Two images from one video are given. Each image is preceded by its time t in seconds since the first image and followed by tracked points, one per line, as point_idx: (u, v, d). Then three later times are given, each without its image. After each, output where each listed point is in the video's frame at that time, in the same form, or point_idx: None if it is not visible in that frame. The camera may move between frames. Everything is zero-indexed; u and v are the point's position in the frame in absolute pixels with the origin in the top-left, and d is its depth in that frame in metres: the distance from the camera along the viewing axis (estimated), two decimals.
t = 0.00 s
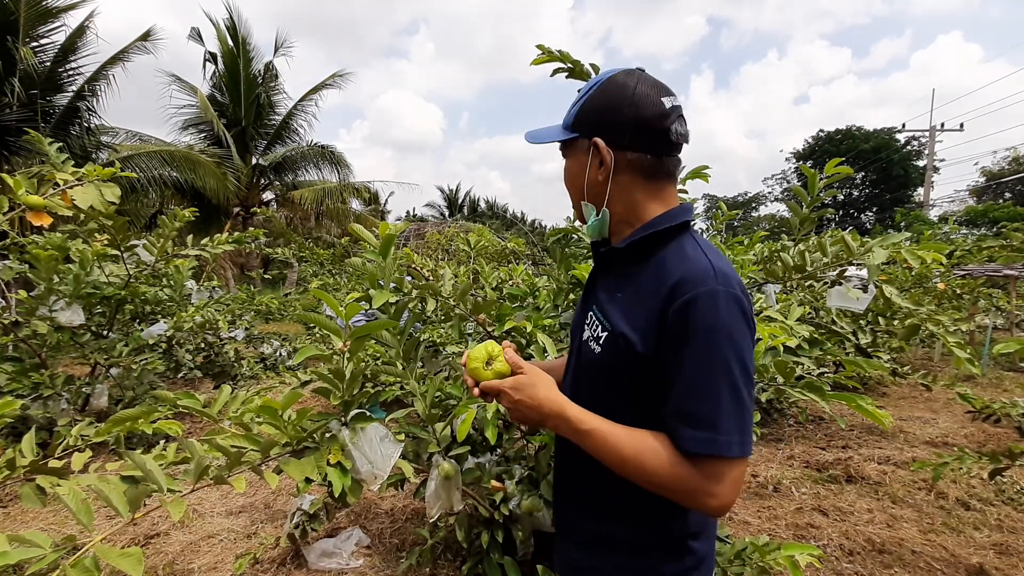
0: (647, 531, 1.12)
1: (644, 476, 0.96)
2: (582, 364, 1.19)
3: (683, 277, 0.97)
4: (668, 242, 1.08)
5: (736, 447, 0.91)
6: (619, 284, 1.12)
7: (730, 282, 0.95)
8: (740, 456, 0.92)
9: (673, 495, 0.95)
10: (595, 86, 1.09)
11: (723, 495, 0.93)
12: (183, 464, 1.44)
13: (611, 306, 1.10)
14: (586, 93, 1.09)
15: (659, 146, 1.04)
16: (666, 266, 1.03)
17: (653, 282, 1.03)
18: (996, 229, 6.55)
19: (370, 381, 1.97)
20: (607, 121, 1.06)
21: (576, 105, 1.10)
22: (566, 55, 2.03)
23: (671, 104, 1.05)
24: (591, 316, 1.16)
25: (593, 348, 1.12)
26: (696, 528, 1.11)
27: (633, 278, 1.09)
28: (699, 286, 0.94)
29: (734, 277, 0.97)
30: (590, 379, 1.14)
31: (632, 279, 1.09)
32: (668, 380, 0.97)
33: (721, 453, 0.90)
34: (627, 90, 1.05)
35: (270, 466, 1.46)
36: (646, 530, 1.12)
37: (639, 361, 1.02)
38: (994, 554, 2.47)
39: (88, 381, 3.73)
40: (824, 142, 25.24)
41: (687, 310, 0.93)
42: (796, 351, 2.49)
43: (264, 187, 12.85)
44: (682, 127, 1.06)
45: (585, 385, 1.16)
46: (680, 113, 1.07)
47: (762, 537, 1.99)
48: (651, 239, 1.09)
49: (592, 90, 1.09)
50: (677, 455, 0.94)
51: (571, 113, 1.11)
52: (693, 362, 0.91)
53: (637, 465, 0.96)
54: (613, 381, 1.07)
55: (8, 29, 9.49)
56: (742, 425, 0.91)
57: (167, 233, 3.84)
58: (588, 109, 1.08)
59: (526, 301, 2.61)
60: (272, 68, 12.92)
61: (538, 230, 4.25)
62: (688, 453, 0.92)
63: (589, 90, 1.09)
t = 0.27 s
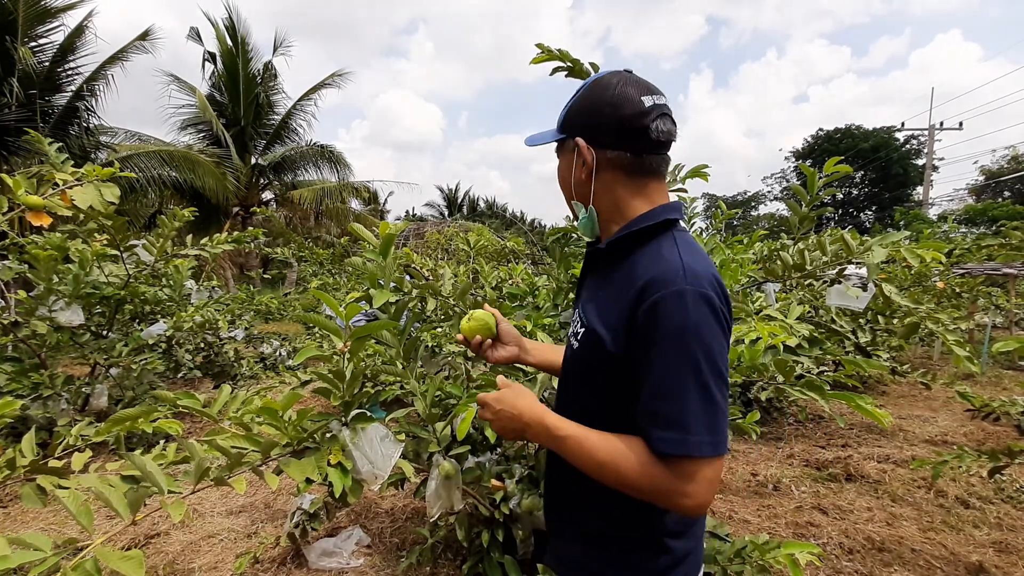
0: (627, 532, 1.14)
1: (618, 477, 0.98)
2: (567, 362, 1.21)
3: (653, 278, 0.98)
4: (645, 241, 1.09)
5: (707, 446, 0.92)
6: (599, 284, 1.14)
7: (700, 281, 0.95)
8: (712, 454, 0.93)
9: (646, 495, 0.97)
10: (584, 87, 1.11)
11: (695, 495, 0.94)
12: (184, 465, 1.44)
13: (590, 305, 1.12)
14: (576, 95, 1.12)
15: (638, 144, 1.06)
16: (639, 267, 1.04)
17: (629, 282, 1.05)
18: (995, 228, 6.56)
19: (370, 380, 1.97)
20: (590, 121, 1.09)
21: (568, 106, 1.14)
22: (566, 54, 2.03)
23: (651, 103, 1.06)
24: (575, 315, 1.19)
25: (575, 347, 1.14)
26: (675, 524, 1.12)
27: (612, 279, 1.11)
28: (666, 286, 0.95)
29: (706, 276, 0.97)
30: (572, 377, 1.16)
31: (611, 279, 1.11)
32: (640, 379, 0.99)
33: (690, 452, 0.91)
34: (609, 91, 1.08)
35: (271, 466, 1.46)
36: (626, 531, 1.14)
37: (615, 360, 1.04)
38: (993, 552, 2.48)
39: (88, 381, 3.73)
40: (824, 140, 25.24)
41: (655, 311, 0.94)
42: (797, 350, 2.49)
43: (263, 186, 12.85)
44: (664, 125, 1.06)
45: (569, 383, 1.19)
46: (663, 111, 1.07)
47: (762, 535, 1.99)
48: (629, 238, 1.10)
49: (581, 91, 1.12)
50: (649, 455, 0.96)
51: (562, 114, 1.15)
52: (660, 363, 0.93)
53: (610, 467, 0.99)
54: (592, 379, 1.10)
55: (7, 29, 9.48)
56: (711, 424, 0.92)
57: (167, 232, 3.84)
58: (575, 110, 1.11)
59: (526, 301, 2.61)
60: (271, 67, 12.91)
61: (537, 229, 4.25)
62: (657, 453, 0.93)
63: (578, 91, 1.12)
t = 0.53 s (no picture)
0: (604, 535, 1.14)
1: (585, 475, 1.00)
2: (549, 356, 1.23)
3: (618, 274, 0.99)
4: (620, 238, 1.10)
5: (669, 438, 0.92)
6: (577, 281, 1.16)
7: (663, 275, 0.96)
8: (674, 446, 0.92)
9: (611, 492, 0.97)
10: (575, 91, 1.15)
11: (659, 490, 0.94)
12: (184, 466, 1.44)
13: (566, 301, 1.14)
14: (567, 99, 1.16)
15: (617, 145, 1.08)
16: (609, 265, 1.05)
17: (600, 279, 1.06)
18: (994, 227, 6.56)
19: (370, 380, 1.97)
20: (574, 124, 1.12)
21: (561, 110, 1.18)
22: (565, 54, 2.03)
23: (632, 104, 1.07)
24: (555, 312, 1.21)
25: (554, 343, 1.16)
26: (648, 523, 1.11)
27: (587, 276, 1.12)
28: (630, 281, 0.96)
29: (670, 269, 0.97)
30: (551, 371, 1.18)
31: (586, 277, 1.13)
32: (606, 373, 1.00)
33: (651, 446, 0.92)
34: (593, 95, 1.10)
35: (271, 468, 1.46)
36: (602, 534, 1.15)
37: (585, 354, 1.05)
38: (992, 551, 2.48)
39: (88, 381, 3.73)
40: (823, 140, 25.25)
41: (618, 306, 0.95)
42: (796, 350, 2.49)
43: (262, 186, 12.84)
44: (644, 125, 1.07)
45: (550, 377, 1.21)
46: (646, 113, 1.08)
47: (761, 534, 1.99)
48: (605, 236, 1.11)
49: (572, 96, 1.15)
50: (615, 451, 0.96)
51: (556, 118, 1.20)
52: (622, 357, 0.94)
53: (579, 469, 1.01)
54: (568, 375, 1.11)
55: (5, 28, 9.47)
56: (674, 418, 0.92)
57: (167, 233, 3.84)
58: (564, 114, 1.15)
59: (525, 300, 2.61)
60: (270, 67, 12.90)
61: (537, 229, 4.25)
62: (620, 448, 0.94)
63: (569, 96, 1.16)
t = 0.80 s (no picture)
0: (576, 527, 1.16)
1: (553, 471, 1.02)
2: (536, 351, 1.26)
3: (587, 272, 1.01)
4: (602, 239, 1.11)
5: (622, 431, 0.93)
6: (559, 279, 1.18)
7: (626, 274, 0.96)
8: (628, 439, 0.93)
9: (575, 486, 0.99)
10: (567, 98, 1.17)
11: (620, 485, 0.95)
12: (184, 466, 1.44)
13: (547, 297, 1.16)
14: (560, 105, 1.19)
15: (604, 149, 1.09)
16: (584, 264, 1.07)
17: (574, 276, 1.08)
18: (994, 227, 6.56)
19: (370, 381, 1.97)
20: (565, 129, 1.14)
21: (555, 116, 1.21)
22: (564, 54, 2.03)
23: (619, 109, 1.08)
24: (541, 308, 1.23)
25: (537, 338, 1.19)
26: (617, 516, 1.13)
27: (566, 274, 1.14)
28: (594, 279, 0.97)
29: (635, 267, 0.97)
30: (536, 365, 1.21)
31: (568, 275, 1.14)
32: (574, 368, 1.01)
33: (609, 440, 0.93)
34: (583, 101, 1.12)
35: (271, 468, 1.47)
36: (575, 526, 1.17)
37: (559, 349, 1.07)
38: (991, 550, 2.49)
39: (87, 382, 3.73)
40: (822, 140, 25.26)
41: (582, 303, 0.97)
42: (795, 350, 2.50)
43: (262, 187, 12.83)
44: (631, 129, 1.08)
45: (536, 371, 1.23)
46: (633, 117, 1.09)
47: (761, 535, 2.00)
48: (587, 237, 1.13)
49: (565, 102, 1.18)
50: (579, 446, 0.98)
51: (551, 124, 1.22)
52: (584, 352, 0.95)
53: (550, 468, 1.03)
54: (546, 369, 1.13)
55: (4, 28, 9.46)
56: (633, 414, 0.93)
57: (166, 233, 3.84)
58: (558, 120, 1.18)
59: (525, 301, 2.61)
60: (269, 67, 12.89)
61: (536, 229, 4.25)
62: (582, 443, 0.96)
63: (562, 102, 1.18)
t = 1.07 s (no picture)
0: (563, 517, 1.17)
1: (539, 462, 1.03)
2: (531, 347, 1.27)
3: (574, 270, 1.01)
4: (596, 239, 1.11)
5: (602, 426, 0.93)
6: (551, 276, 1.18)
7: (610, 272, 0.96)
8: (608, 434, 0.93)
9: (558, 477, 0.99)
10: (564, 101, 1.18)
11: (599, 479, 0.96)
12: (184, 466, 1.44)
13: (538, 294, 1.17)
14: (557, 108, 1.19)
15: (600, 152, 1.09)
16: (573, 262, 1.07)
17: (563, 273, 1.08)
18: (993, 227, 6.57)
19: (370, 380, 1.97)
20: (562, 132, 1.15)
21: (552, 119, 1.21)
22: (564, 54, 2.03)
23: (615, 113, 1.08)
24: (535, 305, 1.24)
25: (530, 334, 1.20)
26: (606, 511, 1.13)
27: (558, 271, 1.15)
28: (578, 276, 0.98)
29: (619, 266, 0.98)
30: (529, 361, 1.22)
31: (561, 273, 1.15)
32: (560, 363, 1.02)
33: (590, 434, 0.93)
34: (580, 105, 1.12)
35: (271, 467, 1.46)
36: (562, 517, 1.17)
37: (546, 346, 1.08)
38: (990, 549, 2.49)
39: (87, 382, 3.72)
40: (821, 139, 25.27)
41: (566, 299, 0.98)
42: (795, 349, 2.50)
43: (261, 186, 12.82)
44: (626, 132, 1.08)
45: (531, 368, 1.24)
46: (630, 120, 1.09)
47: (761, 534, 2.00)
48: (580, 236, 1.13)
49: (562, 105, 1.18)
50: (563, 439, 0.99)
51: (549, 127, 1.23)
52: (567, 348, 0.96)
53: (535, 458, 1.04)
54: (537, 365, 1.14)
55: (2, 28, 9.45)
56: (613, 409, 0.93)
57: (165, 233, 3.83)
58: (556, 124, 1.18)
59: (525, 300, 2.61)
60: (268, 67, 12.88)
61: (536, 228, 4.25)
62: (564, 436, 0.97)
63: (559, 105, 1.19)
